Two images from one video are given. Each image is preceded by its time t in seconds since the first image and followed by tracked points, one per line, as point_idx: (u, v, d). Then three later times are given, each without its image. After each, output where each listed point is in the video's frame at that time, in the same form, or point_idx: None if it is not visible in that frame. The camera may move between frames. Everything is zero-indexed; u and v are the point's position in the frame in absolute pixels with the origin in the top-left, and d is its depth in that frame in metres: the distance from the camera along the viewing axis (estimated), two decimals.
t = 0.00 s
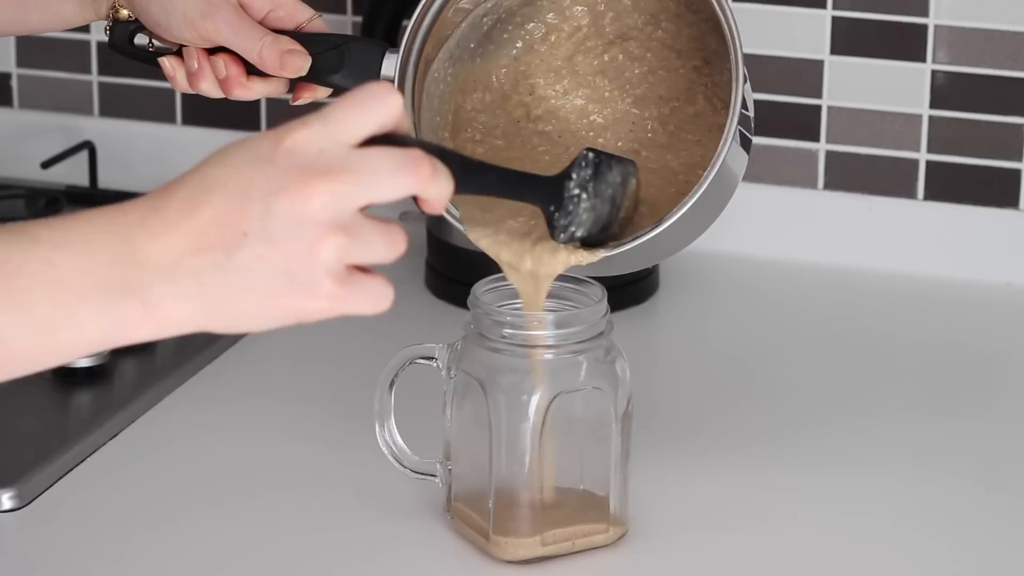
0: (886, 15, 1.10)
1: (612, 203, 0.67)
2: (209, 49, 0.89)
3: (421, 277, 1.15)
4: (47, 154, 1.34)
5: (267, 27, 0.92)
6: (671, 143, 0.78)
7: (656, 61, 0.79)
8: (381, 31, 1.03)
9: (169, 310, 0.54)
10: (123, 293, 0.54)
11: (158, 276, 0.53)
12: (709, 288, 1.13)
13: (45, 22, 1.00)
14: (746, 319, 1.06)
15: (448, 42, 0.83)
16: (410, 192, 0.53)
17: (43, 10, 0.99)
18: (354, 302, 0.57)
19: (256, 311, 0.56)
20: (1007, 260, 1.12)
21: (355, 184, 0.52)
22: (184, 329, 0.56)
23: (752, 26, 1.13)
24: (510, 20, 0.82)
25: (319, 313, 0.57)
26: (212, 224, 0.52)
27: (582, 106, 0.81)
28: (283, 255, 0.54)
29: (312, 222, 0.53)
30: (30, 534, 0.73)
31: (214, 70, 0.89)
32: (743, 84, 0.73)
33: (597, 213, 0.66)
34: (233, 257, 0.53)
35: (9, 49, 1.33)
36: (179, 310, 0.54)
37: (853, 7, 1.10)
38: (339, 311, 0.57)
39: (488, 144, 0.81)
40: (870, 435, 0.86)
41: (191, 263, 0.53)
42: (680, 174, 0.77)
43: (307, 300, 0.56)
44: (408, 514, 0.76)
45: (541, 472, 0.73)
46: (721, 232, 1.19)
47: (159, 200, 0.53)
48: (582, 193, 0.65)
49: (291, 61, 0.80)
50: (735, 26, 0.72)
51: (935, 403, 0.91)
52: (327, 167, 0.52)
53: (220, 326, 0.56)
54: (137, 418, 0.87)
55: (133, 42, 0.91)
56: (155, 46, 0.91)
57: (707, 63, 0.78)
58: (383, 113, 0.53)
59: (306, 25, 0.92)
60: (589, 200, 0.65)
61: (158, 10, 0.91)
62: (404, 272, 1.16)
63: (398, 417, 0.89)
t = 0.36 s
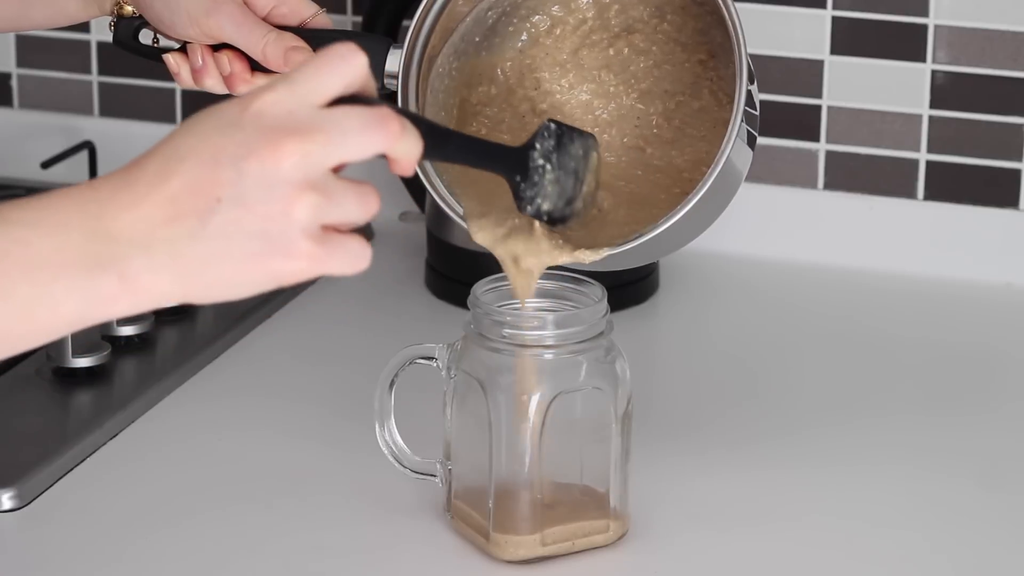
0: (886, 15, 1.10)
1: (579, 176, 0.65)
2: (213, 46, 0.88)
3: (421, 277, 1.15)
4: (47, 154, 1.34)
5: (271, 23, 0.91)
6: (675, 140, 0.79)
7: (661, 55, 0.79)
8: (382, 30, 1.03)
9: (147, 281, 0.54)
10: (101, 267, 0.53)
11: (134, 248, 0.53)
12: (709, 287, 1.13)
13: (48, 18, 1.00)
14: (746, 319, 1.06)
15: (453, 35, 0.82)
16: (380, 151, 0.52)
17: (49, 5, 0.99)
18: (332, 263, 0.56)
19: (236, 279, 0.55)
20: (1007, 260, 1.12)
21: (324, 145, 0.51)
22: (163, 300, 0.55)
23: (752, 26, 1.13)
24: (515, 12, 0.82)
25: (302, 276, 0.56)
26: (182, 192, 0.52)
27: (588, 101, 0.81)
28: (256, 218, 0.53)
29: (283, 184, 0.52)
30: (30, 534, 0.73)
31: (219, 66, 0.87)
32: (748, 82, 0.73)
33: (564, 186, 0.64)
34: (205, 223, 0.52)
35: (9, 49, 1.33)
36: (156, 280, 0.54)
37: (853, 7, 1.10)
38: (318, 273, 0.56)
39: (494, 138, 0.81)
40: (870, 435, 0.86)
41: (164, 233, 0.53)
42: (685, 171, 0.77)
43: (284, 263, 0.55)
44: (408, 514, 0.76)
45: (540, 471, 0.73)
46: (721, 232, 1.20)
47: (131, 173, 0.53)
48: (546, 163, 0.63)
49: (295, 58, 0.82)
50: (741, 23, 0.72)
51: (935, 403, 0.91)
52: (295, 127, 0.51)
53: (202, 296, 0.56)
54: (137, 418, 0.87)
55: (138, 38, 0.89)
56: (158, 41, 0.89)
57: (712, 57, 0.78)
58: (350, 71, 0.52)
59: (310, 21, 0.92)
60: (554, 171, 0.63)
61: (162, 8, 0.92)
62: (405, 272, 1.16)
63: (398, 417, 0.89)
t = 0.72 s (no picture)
0: (886, 15, 1.10)
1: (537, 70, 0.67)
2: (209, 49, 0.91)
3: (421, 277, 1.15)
4: (47, 154, 1.34)
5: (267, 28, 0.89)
6: (673, 148, 0.80)
7: (660, 61, 0.80)
8: (381, 31, 1.04)
9: (100, 258, 0.55)
10: (53, 249, 0.54)
11: (85, 227, 0.54)
12: (709, 287, 1.13)
13: (46, 20, 1.00)
14: (746, 319, 1.06)
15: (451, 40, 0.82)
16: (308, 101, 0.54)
17: (46, 8, 0.99)
18: (274, 213, 0.58)
19: (183, 246, 0.56)
20: (1007, 261, 1.12)
21: (254, 103, 0.53)
22: (117, 275, 0.56)
23: (751, 26, 1.13)
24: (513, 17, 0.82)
25: (242, 232, 0.58)
26: (123, 165, 0.53)
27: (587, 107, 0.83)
28: (197, 183, 0.55)
29: (218, 145, 0.54)
30: (31, 535, 0.73)
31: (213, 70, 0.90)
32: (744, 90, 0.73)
33: (522, 77, 0.67)
34: (149, 193, 0.54)
35: (9, 49, 1.33)
36: (110, 256, 0.55)
37: (853, 7, 1.10)
38: (260, 226, 0.59)
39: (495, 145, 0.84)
40: (870, 435, 0.86)
41: (110, 209, 0.54)
42: (681, 182, 0.79)
43: (228, 222, 0.57)
44: (408, 514, 0.76)
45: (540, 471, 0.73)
46: (721, 233, 1.19)
47: (70, 154, 0.54)
48: (502, 61, 0.66)
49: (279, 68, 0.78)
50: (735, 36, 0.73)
51: (934, 403, 0.91)
52: (223, 91, 0.53)
53: (150, 266, 0.57)
54: (137, 418, 0.87)
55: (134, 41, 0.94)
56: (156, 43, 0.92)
57: (710, 64, 0.78)
58: (270, 26, 0.53)
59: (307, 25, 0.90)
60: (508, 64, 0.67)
61: (158, 13, 0.90)
62: (405, 272, 1.16)
63: (398, 417, 0.89)
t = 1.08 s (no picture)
0: (886, 15, 1.09)
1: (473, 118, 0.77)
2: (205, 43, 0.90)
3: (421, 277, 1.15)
4: (47, 154, 1.34)
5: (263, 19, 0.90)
6: (669, 141, 0.79)
7: (657, 52, 0.79)
8: (381, 31, 1.03)
9: (34, 341, 0.55)
10: None
11: (17, 313, 0.54)
12: (709, 287, 1.13)
13: (44, 12, 1.00)
14: (746, 319, 1.06)
15: (449, 30, 0.82)
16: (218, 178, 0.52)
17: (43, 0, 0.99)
18: (198, 292, 0.57)
19: (116, 328, 0.56)
20: (1008, 260, 1.12)
21: (165, 189, 0.52)
22: (56, 355, 0.57)
23: (751, 26, 1.13)
24: (511, 6, 0.82)
25: (175, 310, 0.57)
26: (44, 256, 0.53)
27: (583, 99, 0.81)
28: (117, 271, 0.53)
29: (133, 234, 0.52)
30: (31, 535, 0.73)
31: (209, 63, 0.90)
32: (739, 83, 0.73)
33: (452, 121, 0.76)
34: (72, 283, 0.53)
35: (9, 49, 1.33)
36: (44, 340, 0.56)
37: (853, 7, 1.10)
38: (188, 304, 0.57)
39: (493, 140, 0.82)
40: (870, 436, 0.86)
41: (40, 297, 0.54)
42: (677, 174, 0.78)
43: (155, 305, 0.56)
44: (408, 514, 0.76)
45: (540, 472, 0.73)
46: (722, 232, 1.20)
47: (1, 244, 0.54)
48: (426, 107, 0.76)
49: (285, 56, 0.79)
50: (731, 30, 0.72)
51: (935, 403, 0.91)
52: (133, 179, 0.51)
53: (88, 346, 0.57)
54: (137, 418, 0.87)
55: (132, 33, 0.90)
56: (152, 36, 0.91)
57: (708, 56, 0.77)
58: (173, 113, 0.52)
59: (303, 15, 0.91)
60: (436, 112, 0.76)
61: (154, 5, 0.91)
62: (405, 273, 1.16)
63: (398, 417, 0.89)
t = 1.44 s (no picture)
0: (886, 15, 1.09)
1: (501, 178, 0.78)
2: (203, 41, 0.89)
3: (421, 277, 1.15)
4: (48, 154, 1.34)
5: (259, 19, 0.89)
6: (664, 143, 0.79)
7: (652, 53, 0.79)
8: (381, 31, 1.03)
9: (44, 393, 0.57)
10: None
11: (28, 364, 0.56)
12: (709, 287, 1.13)
13: (42, 9, 1.00)
14: (745, 319, 1.06)
15: (445, 29, 0.82)
16: (229, 233, 0.54)
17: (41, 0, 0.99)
18: (209, 348, 0.58)
19: (124, 383, 0.57)
20: (1007, 260, 1.12)
21: (177, 241, 0.53)
22: (67, 408, 0.58)
23: (751, 26, 1.13)
24: (507, 6, 0.82)
25: (184, 367, 0.58)
26: (57, 307, 0.54)
27: (578, 100, 0.81)
28: (128, 324, 0.55)
29: (145, 287, 0.54)
30: (30, 535, 0.73)
31: (207, 62, 0.89)
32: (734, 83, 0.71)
33: (483, 184, 0.77)
34: (84, 335, 0.55)
35: (9, 49, 1.33)
36: (54, 391, 0.57)
37: (853, 7, 1.10)
38: (199, 360, 0.58)
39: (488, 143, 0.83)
40: (870, 436, 0.86)
41: (51, 348, 0.55)
42: (671, 177, 0.78)
43: (165, 361, 0.57)
44: (408, 514, 0.76)
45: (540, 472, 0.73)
46: (722, 233, 1.20)
47: (17, 293, 0.56)
48: (453, 168, 0.76)
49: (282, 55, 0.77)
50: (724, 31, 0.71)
51: (934, 403, 0.91)
52: (147, 232, 0.53)
53: (97, 401, 0.58)
54: (137, 418, 0.87)
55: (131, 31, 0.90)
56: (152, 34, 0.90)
57: (702, 58, 0.77)
58: (191, 167, 0.55)
59: (298, 16, 0.90)
60: (466, 175, 0.76)
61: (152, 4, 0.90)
62: (405, 273, 1.16)
63: (398, 417, 0.89)
